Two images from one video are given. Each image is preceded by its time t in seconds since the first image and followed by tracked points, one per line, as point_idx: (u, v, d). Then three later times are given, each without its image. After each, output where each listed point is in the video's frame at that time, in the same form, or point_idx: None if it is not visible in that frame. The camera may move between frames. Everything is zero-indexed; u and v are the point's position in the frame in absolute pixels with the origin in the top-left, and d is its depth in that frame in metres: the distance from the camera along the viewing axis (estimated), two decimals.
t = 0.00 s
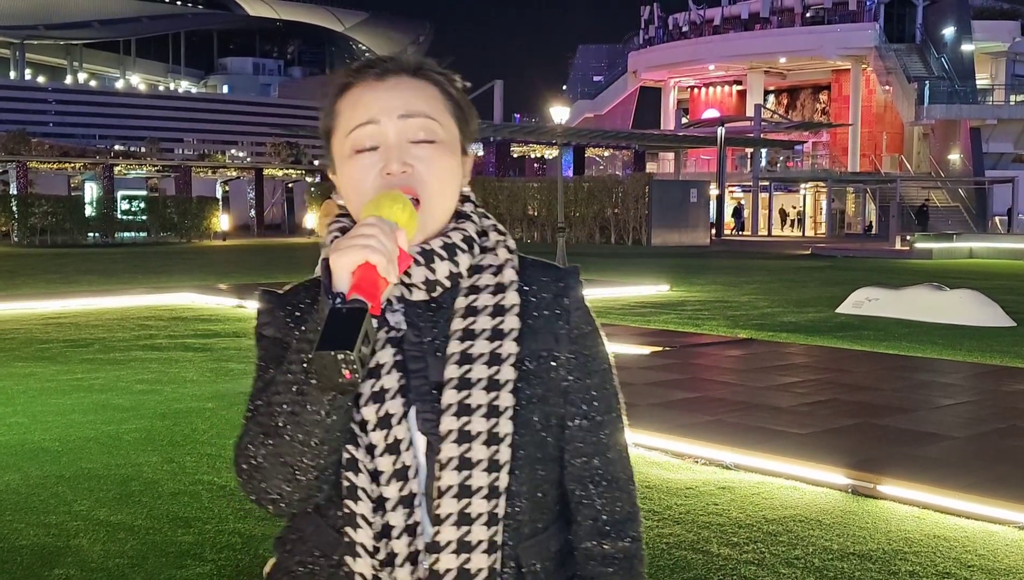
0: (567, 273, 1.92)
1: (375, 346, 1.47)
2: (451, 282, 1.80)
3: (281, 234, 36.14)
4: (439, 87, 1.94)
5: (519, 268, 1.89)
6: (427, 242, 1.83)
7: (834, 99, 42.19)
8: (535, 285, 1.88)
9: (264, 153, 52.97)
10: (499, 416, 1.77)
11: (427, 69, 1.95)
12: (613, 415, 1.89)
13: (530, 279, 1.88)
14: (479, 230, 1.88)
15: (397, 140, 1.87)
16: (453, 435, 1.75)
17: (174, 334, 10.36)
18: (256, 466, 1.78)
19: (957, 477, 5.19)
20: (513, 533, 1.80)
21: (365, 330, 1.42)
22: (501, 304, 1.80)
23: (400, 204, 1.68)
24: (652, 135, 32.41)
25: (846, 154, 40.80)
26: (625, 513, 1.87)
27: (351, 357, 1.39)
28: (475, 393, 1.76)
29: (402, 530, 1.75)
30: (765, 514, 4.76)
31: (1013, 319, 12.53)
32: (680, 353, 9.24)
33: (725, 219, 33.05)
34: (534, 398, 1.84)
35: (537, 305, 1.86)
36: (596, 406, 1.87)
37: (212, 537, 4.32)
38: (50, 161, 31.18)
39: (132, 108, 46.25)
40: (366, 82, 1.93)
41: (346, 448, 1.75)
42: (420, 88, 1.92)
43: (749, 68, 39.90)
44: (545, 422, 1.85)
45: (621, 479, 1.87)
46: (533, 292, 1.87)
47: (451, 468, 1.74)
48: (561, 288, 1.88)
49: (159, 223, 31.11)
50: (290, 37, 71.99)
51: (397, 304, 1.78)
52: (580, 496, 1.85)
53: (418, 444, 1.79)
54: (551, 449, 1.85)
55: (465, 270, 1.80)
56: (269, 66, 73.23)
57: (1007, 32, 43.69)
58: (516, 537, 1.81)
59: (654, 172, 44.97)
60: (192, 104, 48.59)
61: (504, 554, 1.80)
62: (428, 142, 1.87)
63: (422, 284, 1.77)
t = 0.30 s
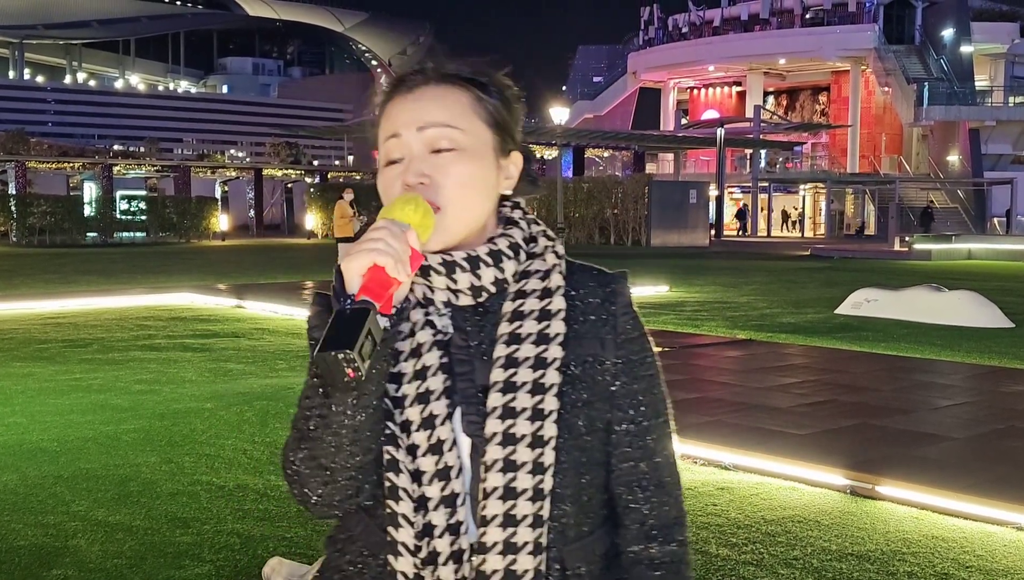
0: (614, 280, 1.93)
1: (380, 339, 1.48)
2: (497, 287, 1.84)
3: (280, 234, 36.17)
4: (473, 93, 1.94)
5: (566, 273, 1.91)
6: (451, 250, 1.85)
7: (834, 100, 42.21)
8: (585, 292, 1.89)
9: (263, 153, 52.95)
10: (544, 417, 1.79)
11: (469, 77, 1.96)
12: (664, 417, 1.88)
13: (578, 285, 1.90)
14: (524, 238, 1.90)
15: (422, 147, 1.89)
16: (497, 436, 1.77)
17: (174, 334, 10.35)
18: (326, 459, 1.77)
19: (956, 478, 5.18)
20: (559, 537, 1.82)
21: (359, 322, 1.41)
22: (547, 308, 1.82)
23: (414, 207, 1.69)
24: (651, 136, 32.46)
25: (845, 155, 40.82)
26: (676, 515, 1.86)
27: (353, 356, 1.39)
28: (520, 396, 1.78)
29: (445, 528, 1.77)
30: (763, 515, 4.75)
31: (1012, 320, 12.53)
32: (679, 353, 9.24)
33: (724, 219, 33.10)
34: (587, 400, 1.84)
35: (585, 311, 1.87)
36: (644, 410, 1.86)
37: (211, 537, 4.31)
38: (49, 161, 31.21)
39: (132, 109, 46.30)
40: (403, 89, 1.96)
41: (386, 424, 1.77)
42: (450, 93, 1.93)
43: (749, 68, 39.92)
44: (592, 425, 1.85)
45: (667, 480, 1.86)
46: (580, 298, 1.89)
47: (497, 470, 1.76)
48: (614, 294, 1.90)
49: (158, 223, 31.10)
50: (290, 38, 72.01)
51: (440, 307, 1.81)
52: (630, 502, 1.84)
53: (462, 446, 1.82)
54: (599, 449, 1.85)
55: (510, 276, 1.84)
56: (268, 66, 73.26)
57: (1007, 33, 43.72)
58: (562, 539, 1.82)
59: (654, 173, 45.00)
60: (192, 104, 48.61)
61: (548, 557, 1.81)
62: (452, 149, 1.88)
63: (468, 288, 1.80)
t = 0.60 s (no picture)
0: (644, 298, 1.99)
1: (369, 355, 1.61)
2: (518, 299, 1.93)
3: (280, 236, 36.08)
4: (502, 109, 2.02)
5: (590, 289, 1.98)
6: (473, 263, 1.94)
7: (833, 99, 42.18)
8: (607, 302, 1.98)
9: (262, 155, 52.90)
10: (560, 429, 1.87)
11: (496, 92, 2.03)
12: (692, 433, 1.95)
13: (604, 297, 1.98)
14: (553, 251, 1.99)
15: (448, 162, 1.97)
16: (510, 447, 1.87)
17: (173, 337, 10.34)
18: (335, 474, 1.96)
19: (956, 477, 5.18)
20: (574, 549, 1.88)
21: (341, 341, 1.56)
22: (570, 322, 1.91)
23: (421, 219, 1.79)
24: (650, 136, 32.41)
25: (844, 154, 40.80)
26: (701, 525, 1.93)
27: (337, 369, 1.53)
28: (535, 407, 1.87)
29: (452, 536, 1.92)
30: (762, 513, 4.76)
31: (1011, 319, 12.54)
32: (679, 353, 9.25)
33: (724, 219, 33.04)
34: (609, 417, 1.92)
35: (610, 326, 1.95)
36: (666, 424, 1.92)
37: (212, 539, 4.32)
38: (47, 165, 31.15)
39: (132, 112, 46.29)
40: (439, 104, 2.05)
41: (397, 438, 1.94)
42: (480, 109, 2.02)
43: (748, 69, 39.93)
44: (611, 438, 1.92)
45: (701, 495, 1.93)
46: (605, 309, 1.97)
47: (509, 484, 1.86)
48: (650, 316, 1.96)
49: (158, 226, 31.05)
50: (289, 39, 72.03)
51: (463, 323, 1.97)
52: (657, 517, 1.91)
53: (473, 459, 1.96)
54: (621, 462, 1.93)
55: (533, 288, 1.93)
56: (267, 69, 73.23)
57: (1005, 31, 43.71)
58: (575, 550, 1.88)
59: (653, 173, 45.00)
60: (191, 106, 48.59)
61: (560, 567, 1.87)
62: (477, 163, 1.97)
63: (489, 300, 1.90)
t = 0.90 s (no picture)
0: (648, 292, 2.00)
1: (337, 329, 1.77)
2: (515, 291, 1.99)
3: (280, 239, 36.08)
4: (508, 98, 2.08)
5: (594, 281, 2.01)
6: (472, 250, 2.00)
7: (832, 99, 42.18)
8: (611, 294, 2.00)
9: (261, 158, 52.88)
10: (549, 424, 1.91)
11: (506, 79, 2.09)
12: (692, 437, 1.97)
13: (609, 290, 2.01)
14: (557, 240, 2.04)
15: (448, 147, 2.04)
16: (498, 442, 1.92)
17: (173, 340, 10.34)
18: (320, 450, 2.14)
19: (956, 477, 5.18)
20: (559, 545, 1.94)
21: (306, 314, 1.71)
22: (568, 315, 1.94)
23: (412, 203, 1.87)
24: (649, 137, 32.45)
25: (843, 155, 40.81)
26: (699, 529, 1.96)
27: (296, 341, 1.67)
28: (526, 402, 1.91)
29: (432, 526, 1.98)
30: (762, 514, 4.76)
31: (1011, 319, 12.53)
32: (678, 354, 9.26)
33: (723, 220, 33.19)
34: (605, 417, 1.97)
35: (611, 321, 1.98)
36: (667, 425, 1.95)
37: (210, 542, 4.32)
38: (47, 168, 31.18)
39: (130, 114, 46.27)
40: (451, 89, 2.12)
41: (388, 419, 2.07)
42: (486, 96, 2.08)
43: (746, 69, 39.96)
44: (605, 436, 1.96)
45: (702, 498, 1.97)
46: (609, 300, 2.00)
47: (494, 476, 1.91)
48: (662, 313, 1.98)
49: (157, 229, 31.05)
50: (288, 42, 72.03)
51: (463, 312, 2.05)
52: (650, 517, 1.95)
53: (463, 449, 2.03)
54: (615, 458, 1.97)
55: (531, 279, 1.99)
56: (266, 71, 73.32)
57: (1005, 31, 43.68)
58: (559, 549, 1.95)
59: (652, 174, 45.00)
60: (190, 109, 48.62)
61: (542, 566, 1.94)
62: (477, 147, 2.02)
63: (487, 290, 1.97)
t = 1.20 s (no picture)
0: (627, 309, 1.92)
1: (297, 331, 1.67)
2: (490, 299, 1.90)
3: (280, 243, 36.12)
4: (488, 103, 2.02)
5: (569, 294, 1.93)
6: (448, 257, 1.92)
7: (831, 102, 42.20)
8: (585, 307, 1.93)
9: (260, 161, 52.89)
10: (514, 438, 1.84)
11: (494, 87, 2.03)
12: (663, 451, 1.89)
13: (583, 304, 1.93)
14: (539, 248, 1.96)
15: (427, 153, 1.97)
16: (462, 455, 1.85)
17: (173, 344, 10.33)
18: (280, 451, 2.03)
19: (956, 480, 5.18)
20: (518, 557, 1.86)
21: (266, 315, 1.61)
22: (540, 328, 1.86)
23: (389, 209, 1.81)
24: (649, 139, 32.30)
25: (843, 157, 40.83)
26: (670, 544, 1.88)
27: (251, 341, 1.56)
28: (491, 412, 1.84)
29: (393, 536, 1.88)
30: (763, 518, 4.76)
31: (1010, 321, 12.53)
32: (678, 357, 9.26)
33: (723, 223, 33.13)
34: (573, 429, 1.89)
35: (582, 335, 1.91)
36: (639, 441, 1.88)
37: (211, 547, 4.32)
38: (47, 172, 31.20)
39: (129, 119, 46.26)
40: (434, 94, 2.06)
41: (351, 423, 1.97)
42: (468, 101, 2.02)
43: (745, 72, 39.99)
44: (575, 451, 1.89)
45: (673, 512, 1.89)
46: (582, 314, 1.92)
47: (456, 486, 1.84)
48: (642, 325, 1.91)
49: (157, 233, 31.04)
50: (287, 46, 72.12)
51: (437, 318, 1.95)
52: (615, 530, 1.87)
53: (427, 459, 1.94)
54: (585, 469, 1.90)
55: (506, 288, 1.90)
56: (265, 75, 73.38)
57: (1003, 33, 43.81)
58: (520, 563, 1.87)
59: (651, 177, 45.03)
60: (189, 114, 48.63)
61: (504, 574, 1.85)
62: (457, 154, 1.96)
63: (462, 299, 1.88)
